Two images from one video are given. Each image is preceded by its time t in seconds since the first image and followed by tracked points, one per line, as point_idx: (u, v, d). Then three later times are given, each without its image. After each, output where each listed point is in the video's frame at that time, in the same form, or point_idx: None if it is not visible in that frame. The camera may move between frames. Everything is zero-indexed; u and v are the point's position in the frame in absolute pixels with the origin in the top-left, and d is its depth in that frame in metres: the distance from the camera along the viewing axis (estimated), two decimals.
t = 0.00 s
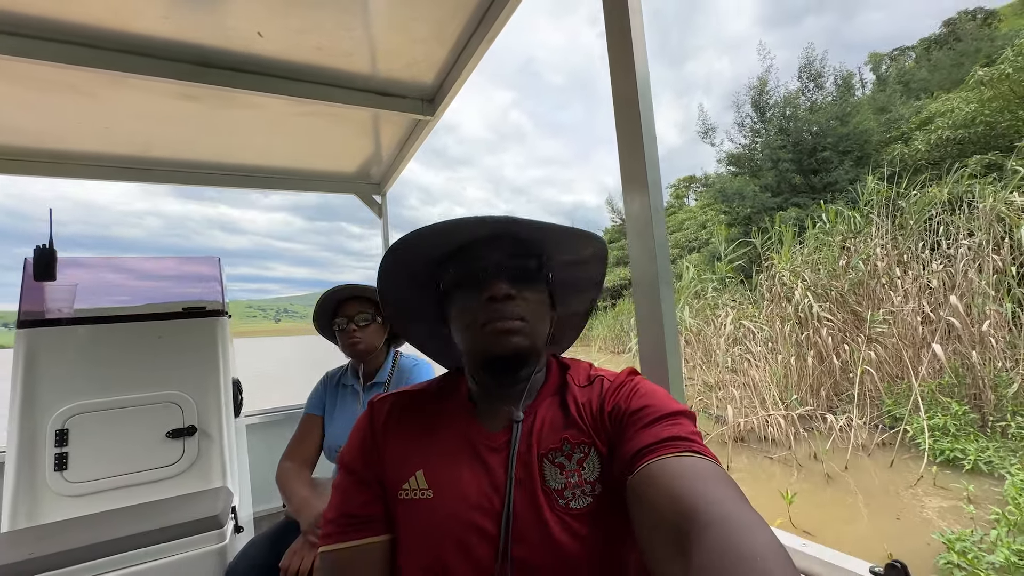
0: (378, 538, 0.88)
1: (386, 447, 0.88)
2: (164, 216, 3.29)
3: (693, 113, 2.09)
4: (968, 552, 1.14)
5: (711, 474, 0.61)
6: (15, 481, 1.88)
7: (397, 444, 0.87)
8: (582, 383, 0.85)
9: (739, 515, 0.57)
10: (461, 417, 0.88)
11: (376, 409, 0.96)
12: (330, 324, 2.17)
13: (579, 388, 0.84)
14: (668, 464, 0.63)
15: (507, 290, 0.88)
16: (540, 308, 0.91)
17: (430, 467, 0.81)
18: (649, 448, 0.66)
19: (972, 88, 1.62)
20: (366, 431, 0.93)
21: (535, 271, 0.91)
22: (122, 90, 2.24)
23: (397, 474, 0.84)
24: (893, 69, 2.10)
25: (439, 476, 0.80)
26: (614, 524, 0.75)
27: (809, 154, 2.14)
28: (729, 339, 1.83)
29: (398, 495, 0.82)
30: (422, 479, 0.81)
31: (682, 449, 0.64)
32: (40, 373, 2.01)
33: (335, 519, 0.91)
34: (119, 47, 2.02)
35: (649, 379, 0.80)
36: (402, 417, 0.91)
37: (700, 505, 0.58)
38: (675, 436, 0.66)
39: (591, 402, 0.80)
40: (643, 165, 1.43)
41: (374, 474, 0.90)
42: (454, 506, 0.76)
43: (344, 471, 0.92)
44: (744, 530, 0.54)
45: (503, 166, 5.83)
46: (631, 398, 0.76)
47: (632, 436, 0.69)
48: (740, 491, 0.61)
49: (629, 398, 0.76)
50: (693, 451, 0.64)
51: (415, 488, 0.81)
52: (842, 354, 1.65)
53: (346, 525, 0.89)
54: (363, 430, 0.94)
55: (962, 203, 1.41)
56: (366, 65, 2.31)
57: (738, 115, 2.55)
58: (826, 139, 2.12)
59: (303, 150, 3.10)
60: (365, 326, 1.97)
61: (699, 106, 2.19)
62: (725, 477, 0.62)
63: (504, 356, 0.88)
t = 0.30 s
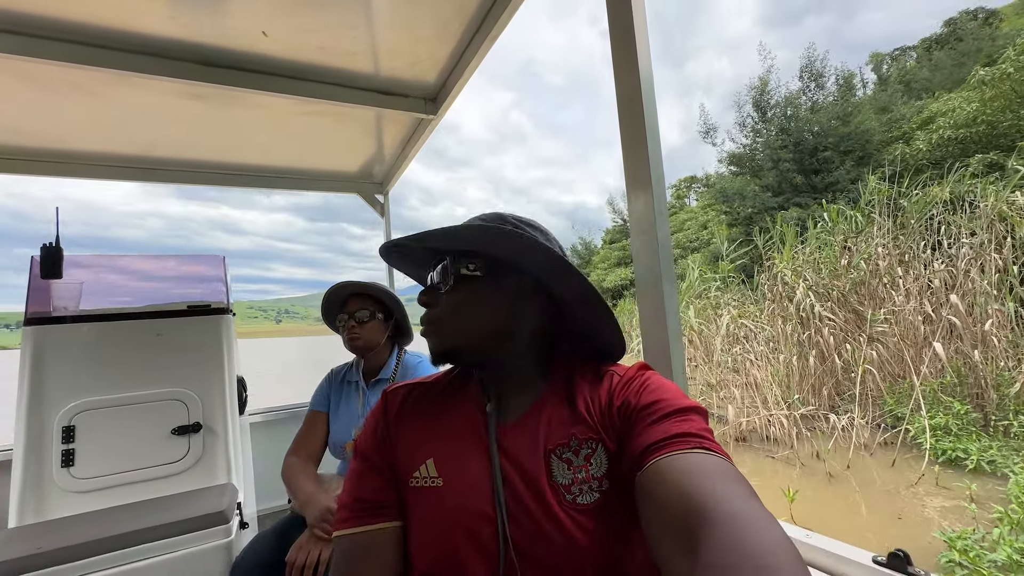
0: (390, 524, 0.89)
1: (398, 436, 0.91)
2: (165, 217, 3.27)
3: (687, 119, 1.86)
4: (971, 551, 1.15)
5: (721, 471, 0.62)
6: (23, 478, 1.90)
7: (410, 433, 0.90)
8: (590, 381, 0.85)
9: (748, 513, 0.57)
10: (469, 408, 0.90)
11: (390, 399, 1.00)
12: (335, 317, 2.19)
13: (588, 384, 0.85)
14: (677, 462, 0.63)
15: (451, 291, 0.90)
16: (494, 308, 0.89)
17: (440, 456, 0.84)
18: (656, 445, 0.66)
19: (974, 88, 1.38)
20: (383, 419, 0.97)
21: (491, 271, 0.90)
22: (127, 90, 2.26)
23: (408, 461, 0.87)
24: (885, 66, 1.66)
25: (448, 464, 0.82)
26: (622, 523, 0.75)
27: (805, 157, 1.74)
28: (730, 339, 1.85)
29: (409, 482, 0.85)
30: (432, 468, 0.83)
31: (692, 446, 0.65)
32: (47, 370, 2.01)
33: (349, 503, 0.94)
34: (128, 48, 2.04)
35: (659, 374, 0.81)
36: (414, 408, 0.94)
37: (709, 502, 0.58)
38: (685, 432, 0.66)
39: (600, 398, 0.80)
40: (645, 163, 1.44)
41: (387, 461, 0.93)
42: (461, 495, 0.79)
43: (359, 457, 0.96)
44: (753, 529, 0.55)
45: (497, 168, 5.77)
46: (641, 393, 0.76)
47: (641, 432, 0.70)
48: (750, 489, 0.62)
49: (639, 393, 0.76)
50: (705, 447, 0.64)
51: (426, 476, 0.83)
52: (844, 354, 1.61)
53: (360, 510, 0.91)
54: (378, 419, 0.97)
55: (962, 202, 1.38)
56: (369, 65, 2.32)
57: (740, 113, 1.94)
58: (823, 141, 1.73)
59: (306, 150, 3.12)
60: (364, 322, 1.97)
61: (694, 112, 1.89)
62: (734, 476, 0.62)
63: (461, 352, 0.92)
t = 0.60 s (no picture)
0: (399, 520, 0.91)
1: (407, 435, 0.94)
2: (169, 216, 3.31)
3: (689, 118, 1.76)
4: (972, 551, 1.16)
5: (721, 471, 0.63)
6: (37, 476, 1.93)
7: (418, 433, 0.92)
8: (589, 387, 0.85)
9: (746, 514, 0.58)
10: (472, 411, 0.92)
11: (403, 397, 1.03)
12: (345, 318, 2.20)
13: (588, 390, 0.85)
14: (677, 464, 0.64)
15: (445, 306, 0.94)
16: (487, 322, 0.92)
17: (444, 456, 0.86)
18: (656, 448, 0.68)
19: (982, 88, 1.24)
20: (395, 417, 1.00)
21: (481, 285, 0.92)
22: (135, 95, 2.29)
23: (415, 460, 0.89)
24: (893, 66, 1.47)
25: (451, 465, 0.84)
26: (620, 527, 0.76)
27: (809, 158, 1.60)
28: (733, 339, 1.82)
29: (417, 480, 0.88)
30: (437, 468, 0.85)
31: (692, 447, 0.66)
32: (60, 370, 2.05)
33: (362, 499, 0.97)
34: (137, 53, 2.08)
35: (660, 377, 0.81)
36: (422, 410, 0.97)
37: (708, 503, 0.59)
38: (684, 434, 0.67)
39: (598, 404, 0.81)
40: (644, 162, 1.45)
41: (396, 459, 0.96)
42: (464, 495, 0.81)
43: (371, 454, 0.99)
44: (751, 529, 0.56)
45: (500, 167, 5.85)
46: (638, 397, 0.76)
47: (644, 434, 0.70)
48: (750, 488, 0.63)
49: (637, 398, 0.76)
50: (704, 449, 0.65)
51: (431, 475, 0.85)
52: (846, 353, 1.56)
53: (374, 504, 0.93)
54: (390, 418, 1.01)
55: (967, 202, 1.30)
56: (374, 69, 2.35)
57: (746, 111, 1.72)
58: (826, 142, 1.56)
59: (311, 153, 3.16)
60: (369, 324, 1.99)
61: (697, 112, 1.75)
62: (734, 475, 0.63)
63: (460, 361, 0.96)
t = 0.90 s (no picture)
0: (408, 523, 0.96)
1: (419, 442, 0.98)
2: (174, 213, 3.34)
3: (694, 115, 1.78)
4: (976, 554, 1.13)
5: (720, 482, 0.64)
6: (52, 477, 1.96)
7: (427, 441, 0.96)
8: (588, 403, 0.86)
9: (744, 524, 0.60)
10: (476, 423, 0.94)
11: (416, 404, 1.08)
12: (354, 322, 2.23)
13: (588, 405, 0.85)
14: (675, 478, 0.65)
15: (452, 325, 0.96)
16: (490, 339, 0.93)
17: (450, 465, 0.89)
18: (655, 460, 0.69)
19: (991, 84, 1.25)
20: (409, 423, 1.05)
21: (484, 303, 0.93)
22: (144, 102, 2.32)
23: (424, 466, 0.93)
24: (900, 62, 1.49)
25: (455, 475, 0.87)
26: (614, 543, 0.77)
27: (814, 155, 1.63)
28: (737, 340, 1.79)
29: (424, 487, 0.92)
30: (443, 476, 0.89)
31: (689, 459, 0.67)
32: (75, 373, 2.09)
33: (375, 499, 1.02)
34: (147, 62, 2.11)
35: (660, 393, 0.81)
36: (433, 418, 1.01)
37: (705, 517, 0.61)
38: (682, 447, 0.68)
39: (596, 419, 0.81)
40: (646, 165, 1.46)
41: (408, 464, 1.00)
42: (465, 505, 0.84)
43: (386, 458, 1.04)
44: (748, 537, 0.58)
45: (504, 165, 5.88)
46: (638, 413, 0.77)
47: (643, 447, 0.71)
48: (747, 498, 0.65)
49: (636, 413, 0.77)
50: (700, 460, 0.67)
51: (438, 483, 0.89)
52: (851, 354, 1.54)
53: (386, 507, 0.98)
54: (403, 424, 1.05)
55: (974, 201, 1.29)
56: (381, 76, 2.37)
57: (752, 108, 1.77)
58: (832, 139, 1.58)
59: (317, 157, 3.19)
60: (375, 330, 2.01)
61: (701, 109, 1.78)
62: (734, 487, 0.65)
63: (466, 377, 0.98)
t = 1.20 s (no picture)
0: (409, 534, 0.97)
1: (420, 454, 1.00)
2: (181, 210, 3.43)
3: (701, 110, 1.75)
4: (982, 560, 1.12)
5: (713, 497, 0.64)
6: (58, 479, 1.99)
7: (428, 454, 0.97)
8: (586, 417, 0.85)
9: (735, 540, 0.59)
10: (475, 436, 0.95)
11: (419, 416, 1.09)
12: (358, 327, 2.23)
13: (585, 420, 0.85)
14: (667, 491, 0.65)
15: (450, 343, 0.96)
16: (487, 356, 0.93)
17: (449, 478, 0.90)
18: (649, 474, 0.68)
19: (1006, 79, 1.14)
20: (411, 436, 1.06)
21: (481, 320, 0.93)
22: (148, 105, 2.33)
23: (424, 479, 0.94)
24: (913, 56, 1.32)
25: (454, 488, 0.88)
26: (611, 560, 0.77)
27: (821, 152, 1.53)
28: (741, 340, 1.77)
29: (424, 499, 0.93)
30: (442, 489, 0.90)
31: (683, 474, 0.66)
32: (81, 376, 2.11)
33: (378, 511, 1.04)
34: (151, 66, 2.12)
35: (657, 408, 0.81)
36: (434, 431, 1.02)
37: (694, 533, 0.60)
38: (677, 461, 0.68)
39: (592, 434, 0.81)
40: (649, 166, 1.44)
41: (409, 476, 1.01)
42: (464, 518, 0.84)
43: (388, 470, 1.05)
44: (735, 554, 0.57)
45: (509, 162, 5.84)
46: (635, 428, 0.77)
47: (637, 462, 0.71)
48: (741, 517, 0.63)
49: (633, 428, 0.77)
50: (694, 476, 0.66)
51: (437, 496, 0.90)
52: (858, 354, 1.49)
53: (387, 519, 0.99)
54: (405, 436, 1.06)
55: (983, 199, 1.21)
56: (384, 78, 2.36)
57: (759, 104, 1.66)
58: (840, 136, 1.48)
59: (321, 158, 3.19)
60: (378, 336, 2.01)
61: (708, 105, 1.74)
62: (728, 503, 0.64)
63: (467, 394, 0.98)
